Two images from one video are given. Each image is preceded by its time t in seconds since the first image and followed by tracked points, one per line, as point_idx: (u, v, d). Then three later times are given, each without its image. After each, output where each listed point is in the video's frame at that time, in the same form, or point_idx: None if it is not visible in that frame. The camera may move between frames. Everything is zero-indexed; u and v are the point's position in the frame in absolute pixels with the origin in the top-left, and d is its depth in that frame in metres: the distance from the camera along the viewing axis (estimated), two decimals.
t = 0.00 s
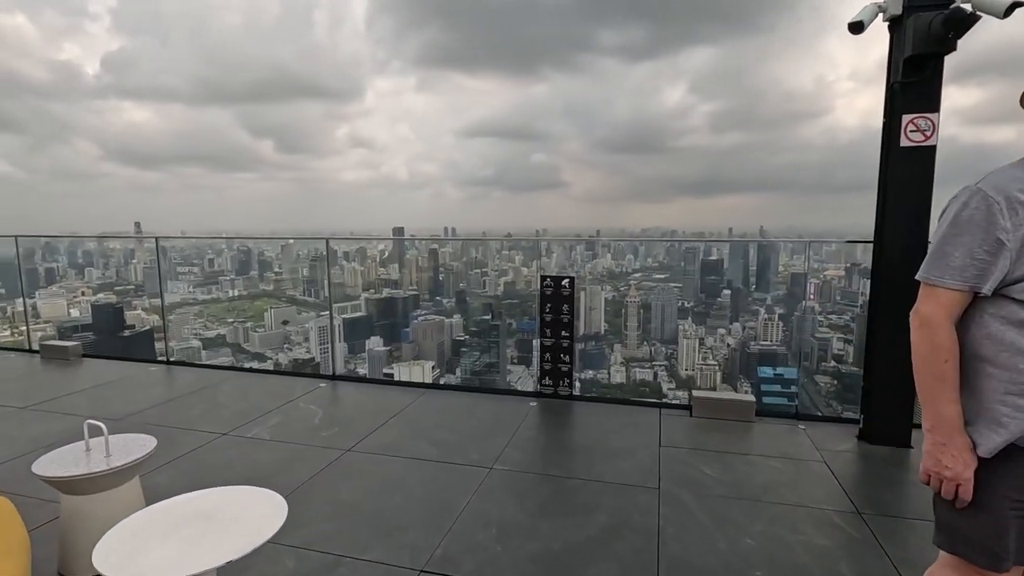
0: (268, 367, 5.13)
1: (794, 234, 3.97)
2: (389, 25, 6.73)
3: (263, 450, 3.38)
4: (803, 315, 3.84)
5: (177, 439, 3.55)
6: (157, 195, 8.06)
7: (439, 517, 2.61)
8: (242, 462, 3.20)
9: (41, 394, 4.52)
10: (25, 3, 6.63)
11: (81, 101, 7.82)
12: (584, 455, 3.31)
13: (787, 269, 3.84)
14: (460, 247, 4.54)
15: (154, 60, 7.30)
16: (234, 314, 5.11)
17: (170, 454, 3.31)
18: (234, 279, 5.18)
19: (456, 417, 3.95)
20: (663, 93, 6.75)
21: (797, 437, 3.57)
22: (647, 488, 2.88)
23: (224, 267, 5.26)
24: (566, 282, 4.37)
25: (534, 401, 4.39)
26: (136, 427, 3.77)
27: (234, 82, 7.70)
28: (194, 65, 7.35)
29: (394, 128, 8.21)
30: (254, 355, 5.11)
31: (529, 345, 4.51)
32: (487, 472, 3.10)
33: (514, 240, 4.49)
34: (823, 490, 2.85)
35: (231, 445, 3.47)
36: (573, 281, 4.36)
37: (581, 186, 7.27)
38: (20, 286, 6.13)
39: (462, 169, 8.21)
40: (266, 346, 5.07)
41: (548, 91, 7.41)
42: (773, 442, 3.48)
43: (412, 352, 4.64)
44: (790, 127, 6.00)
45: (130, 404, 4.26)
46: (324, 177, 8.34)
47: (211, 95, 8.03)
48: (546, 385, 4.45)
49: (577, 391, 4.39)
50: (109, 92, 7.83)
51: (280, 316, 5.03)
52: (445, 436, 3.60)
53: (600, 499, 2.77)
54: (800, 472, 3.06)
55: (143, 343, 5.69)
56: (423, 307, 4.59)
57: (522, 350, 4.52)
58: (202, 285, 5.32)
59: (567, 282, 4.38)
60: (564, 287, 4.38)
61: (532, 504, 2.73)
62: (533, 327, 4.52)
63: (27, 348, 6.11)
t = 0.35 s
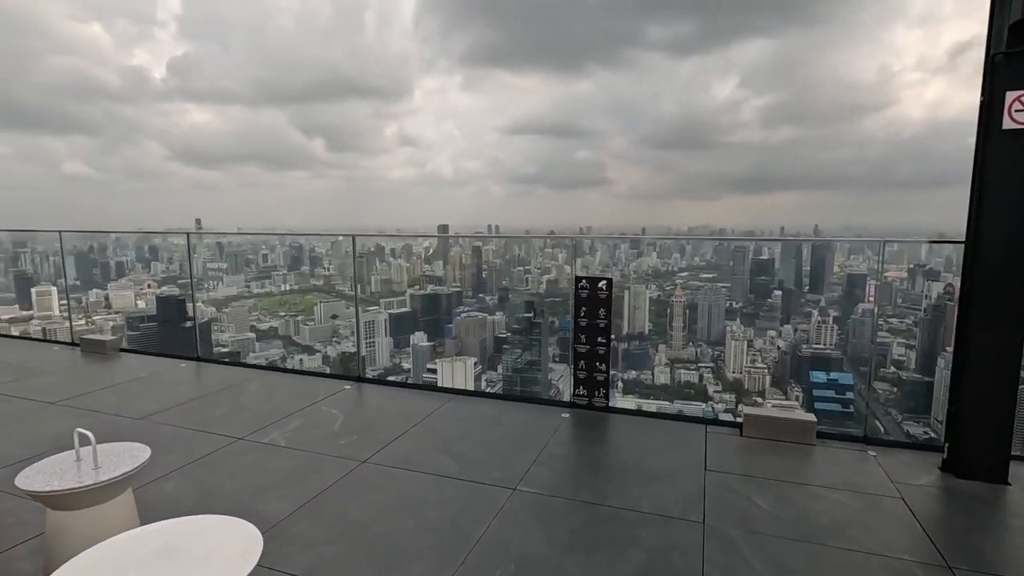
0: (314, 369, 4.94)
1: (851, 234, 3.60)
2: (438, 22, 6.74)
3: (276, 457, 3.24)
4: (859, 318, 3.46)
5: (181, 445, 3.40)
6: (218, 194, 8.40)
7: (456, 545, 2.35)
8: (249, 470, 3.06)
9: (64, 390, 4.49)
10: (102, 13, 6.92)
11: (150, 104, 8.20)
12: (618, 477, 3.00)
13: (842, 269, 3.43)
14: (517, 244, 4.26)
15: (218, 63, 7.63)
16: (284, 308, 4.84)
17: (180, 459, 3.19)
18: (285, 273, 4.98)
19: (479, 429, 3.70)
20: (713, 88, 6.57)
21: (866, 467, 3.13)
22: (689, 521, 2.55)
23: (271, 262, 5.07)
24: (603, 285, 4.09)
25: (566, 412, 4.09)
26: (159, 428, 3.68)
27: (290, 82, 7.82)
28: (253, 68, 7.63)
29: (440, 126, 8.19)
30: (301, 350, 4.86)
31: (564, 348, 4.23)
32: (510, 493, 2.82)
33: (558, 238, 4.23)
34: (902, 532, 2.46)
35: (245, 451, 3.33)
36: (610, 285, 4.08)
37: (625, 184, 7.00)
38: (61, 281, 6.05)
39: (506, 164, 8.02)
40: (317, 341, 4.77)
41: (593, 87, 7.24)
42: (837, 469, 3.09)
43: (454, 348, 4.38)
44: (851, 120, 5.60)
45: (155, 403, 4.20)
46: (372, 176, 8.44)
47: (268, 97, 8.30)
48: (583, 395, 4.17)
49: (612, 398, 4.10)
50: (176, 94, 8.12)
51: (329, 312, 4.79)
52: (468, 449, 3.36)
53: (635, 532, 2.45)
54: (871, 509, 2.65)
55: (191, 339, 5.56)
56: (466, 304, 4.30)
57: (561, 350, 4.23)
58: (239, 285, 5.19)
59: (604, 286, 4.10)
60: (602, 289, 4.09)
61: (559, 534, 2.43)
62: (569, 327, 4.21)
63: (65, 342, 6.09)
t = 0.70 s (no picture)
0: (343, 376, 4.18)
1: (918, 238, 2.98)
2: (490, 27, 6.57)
3: (274, 469, 2.67)
4: (934, 327, 2.63)
5: (186, 449, 2.89)
6: (283, 195, 8.83)
7: None
8: (247, 484, 2.52)
9: (78, 376, 4.19)
10: (180, 28, 6.84)
11: (222, 113, 8.49)
12: (673, 515, 2.31)
13: (915, 273, 2.65)
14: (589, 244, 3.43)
15: (284, 70, 7.85)
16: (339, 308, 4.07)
17: (178, 466, 2.68)
18: (327, 270, 4.18)
19: (536, 447, 2.97)
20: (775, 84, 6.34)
21: (967, 516, 2.30)
22: None
23: (301, 261, 4.35)
24: (655, 294, 3.29)
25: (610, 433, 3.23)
26: (172, 427, 3.20)
27: (348, 87, 8.01)
28: (313, 73, 7.79)
29: (491, 127, 8.32)
30: (348, 343, 4.07)
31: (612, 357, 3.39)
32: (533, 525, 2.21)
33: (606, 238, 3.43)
34: None
35: (259, 464, 2.73)
36: (666, 294, 3.27)
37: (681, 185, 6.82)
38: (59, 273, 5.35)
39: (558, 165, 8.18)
40: (371, 338, 4.08)
41: (648, 84, 6.89)
42: (929, 516, 2.28)
43: (503, 348, 3.63)
44: (924, 117, 5.49)
45: (176, 397, 3.74)
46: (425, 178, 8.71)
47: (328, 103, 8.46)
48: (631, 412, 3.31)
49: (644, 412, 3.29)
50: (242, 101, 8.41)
51: (381, 312, 4.06)
52: (503, 473, 2.66)
53: None
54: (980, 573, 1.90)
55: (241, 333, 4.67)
56: (516, 305, 3.55)
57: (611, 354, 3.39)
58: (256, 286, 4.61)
59: (658, 295, 3.29)
60: (653, 300, 3.29)
61: None
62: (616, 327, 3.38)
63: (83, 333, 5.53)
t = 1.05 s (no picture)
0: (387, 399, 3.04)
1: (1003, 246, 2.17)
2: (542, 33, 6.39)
3: (222, 487, 2.06)
4: (1019, 340, 1.79)
5: (151, 453, 2.34)
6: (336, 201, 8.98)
7: None
8: (183, 501, 1.94)
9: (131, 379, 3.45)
10: (248, 42, 6.79)
11: (281, 118, 8.81)
12: None
13: (997, 282, 1.81)
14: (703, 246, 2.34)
15: (340, 80, 8.01)
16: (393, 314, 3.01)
17: (130, 470, 2.17)
18: (379, 264, 3.18)
19: (616, 480, 2.12)
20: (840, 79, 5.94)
21: None
22: None
23: (343, 259, 3.32)
24: (722, 311, 2.30)
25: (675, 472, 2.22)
26: (149, 424, 2.68)
27: (400, 94, 8.33)
28: (368, 80, 7.97)
29: (543, 132, 8.71)
30: (397, 345, 3.00)
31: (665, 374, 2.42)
32: None
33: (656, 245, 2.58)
34: None
35: (215, 481, 2.10)
36: (736, 310, 2.28)
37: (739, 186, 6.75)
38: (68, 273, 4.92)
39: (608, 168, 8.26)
40: (423, 341, 3.04)
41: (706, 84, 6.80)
42: None
43: (552, 352, 2.64)
44: (1006, 114, 5.09)
45: (174, 394, 3.17)
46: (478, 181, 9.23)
47: (381, 108, 8.83)
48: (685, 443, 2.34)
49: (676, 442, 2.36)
50: (302, 111, 8.73)
51: (434, 315, 2.99)
52: (548, 510, 1.90)
53: None
54: None
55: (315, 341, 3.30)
56: (564, 309, 2.60)
57: (662, 364, 2.44)
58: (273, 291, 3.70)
59: (724, 311, 2.30)
60: (720, 317, 2.30)
61: None
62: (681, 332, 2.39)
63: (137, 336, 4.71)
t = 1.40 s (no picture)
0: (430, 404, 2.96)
1: None
2: (590, 35, 6.38)
3: (235, 504, 1.91)
4: None
5: (178, 462, 2.25)
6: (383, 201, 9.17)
7: None
8: (192, 520, 1.80)
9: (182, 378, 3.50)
10: (306, 51, 7.08)
11: (335, 123, 9.13)
12: None
13: None
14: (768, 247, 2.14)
15: (392, 86, 8.35)
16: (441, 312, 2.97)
17: (152, 481, 2.08)
18: (426, 262, 3.09)
19: (674, 516, 1.85)
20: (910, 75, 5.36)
21: None
22: None
23: (391, 258, 3.27)
24: (804, 326, 1.98)
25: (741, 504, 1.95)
26: (183, 429, 2.62)
27: (450, 95, 8.54)
28: (417, 84, 8.29)
29: (590, 133, 8.68)
30: (444, 343, 2.94)
31: (721, 389, 2.12)
32: None
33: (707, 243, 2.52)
34: None
35: (230, 498, 1.96)
36: (818, 325, 1.96)
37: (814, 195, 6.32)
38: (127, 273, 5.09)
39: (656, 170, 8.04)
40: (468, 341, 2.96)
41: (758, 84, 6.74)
42: None
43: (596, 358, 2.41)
44: None
45: (213, 398, 3.12)
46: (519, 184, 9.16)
47: (431, 112, 9.19)
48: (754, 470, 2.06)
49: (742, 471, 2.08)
50: (356, 116, 9.09)
51: (480, 314, 2.87)
52: (594, 550, 1.65)
53: None
54: None
55: (366, 344, 3.30)
56: (612, 314, 2.37)
57: (715, 374, 2.14)
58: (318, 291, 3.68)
59: (806, 327, 1.99)
60: (800, 333, 1.99)
61: None
62: (749, 342, 2.11)
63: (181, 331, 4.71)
